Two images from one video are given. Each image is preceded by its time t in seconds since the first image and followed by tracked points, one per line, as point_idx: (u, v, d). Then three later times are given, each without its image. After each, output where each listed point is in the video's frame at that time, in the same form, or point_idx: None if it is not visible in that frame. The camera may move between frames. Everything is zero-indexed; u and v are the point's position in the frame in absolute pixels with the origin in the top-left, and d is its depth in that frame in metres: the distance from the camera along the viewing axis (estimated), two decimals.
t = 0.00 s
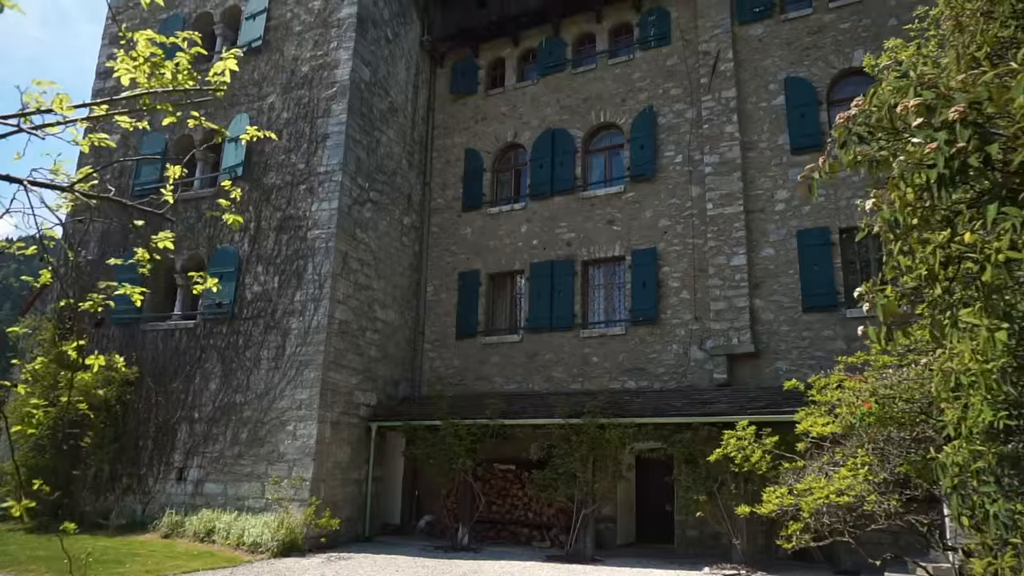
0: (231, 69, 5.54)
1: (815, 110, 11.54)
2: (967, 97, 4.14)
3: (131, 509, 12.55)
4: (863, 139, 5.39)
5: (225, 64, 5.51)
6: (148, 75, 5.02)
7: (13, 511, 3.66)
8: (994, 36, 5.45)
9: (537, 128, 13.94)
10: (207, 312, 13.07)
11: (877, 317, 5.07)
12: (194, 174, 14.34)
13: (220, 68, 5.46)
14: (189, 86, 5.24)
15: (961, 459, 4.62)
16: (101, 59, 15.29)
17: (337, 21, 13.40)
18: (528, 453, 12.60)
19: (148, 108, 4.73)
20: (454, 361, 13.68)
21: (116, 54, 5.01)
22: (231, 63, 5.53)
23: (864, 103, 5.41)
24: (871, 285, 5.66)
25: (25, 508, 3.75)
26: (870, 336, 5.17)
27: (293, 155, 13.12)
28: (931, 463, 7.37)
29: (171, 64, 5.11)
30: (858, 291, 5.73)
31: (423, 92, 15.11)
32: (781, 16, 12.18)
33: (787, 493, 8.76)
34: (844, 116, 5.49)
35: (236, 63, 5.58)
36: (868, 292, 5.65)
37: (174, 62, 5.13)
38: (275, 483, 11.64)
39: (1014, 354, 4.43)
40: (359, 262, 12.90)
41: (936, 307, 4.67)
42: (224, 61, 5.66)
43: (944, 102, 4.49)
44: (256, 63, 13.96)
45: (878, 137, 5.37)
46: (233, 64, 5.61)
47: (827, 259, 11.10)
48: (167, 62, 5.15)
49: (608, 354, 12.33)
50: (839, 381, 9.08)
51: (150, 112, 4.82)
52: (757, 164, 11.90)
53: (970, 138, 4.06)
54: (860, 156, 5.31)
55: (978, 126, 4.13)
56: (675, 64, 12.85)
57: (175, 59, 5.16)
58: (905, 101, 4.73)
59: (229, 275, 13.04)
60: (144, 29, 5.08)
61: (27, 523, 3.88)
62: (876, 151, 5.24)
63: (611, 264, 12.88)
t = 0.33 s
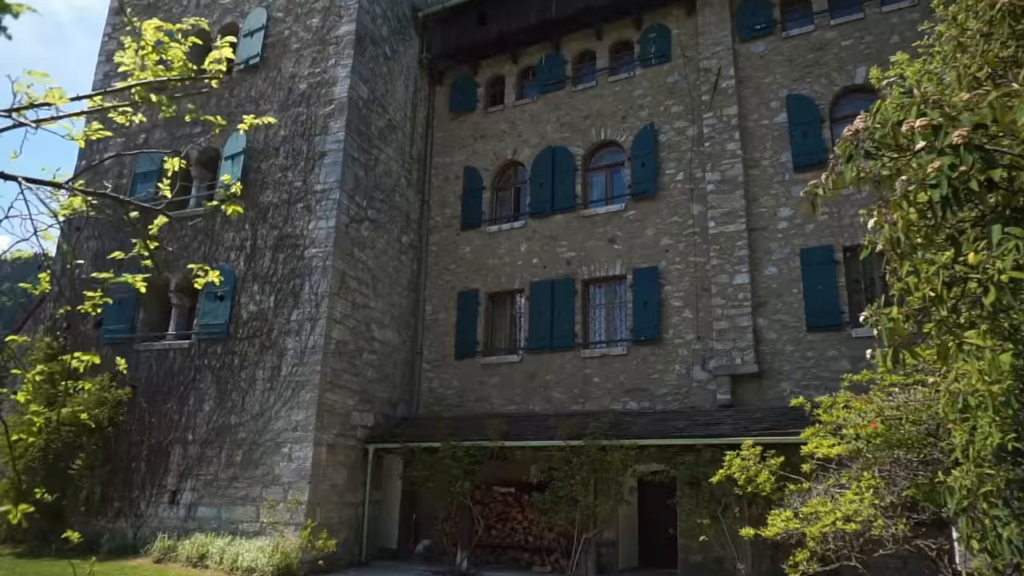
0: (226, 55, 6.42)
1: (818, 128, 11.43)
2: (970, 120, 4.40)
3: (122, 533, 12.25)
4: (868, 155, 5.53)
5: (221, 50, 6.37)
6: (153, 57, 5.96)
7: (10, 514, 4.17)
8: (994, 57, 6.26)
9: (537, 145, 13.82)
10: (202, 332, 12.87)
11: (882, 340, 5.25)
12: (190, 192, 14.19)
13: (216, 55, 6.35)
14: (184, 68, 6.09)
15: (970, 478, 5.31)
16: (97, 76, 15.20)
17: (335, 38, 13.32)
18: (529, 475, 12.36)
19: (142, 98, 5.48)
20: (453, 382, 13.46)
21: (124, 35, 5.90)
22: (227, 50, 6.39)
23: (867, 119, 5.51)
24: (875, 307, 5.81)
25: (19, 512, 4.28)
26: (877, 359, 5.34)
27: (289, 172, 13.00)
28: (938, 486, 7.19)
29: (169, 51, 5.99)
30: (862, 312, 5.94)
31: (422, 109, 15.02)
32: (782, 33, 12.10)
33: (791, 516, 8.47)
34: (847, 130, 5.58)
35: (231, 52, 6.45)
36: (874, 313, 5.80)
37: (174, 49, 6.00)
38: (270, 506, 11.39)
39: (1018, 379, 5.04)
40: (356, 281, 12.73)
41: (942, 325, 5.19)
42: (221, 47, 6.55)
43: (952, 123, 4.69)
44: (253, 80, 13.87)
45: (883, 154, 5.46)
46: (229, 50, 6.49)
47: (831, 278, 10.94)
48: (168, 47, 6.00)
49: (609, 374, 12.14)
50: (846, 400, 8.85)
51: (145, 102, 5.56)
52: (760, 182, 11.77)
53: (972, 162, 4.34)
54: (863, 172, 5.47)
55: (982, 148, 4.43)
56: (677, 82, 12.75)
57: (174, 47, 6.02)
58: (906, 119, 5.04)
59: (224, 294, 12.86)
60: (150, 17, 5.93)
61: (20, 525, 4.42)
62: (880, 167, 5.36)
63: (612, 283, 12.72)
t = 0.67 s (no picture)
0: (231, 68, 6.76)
1: (820, 145, 11.33)
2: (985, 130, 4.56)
3: (113, 559, 11.93)
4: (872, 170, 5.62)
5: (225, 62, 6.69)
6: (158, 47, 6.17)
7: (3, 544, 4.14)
8: (998, 73, 6.18)
9: (537, 163, 13.71)
10: (196, 352, 12.66)
11: (882, 350, 5.32)
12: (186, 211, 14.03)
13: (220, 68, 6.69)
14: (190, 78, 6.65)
15: (978, 498, 5.24)
16: (93, 94, 15.08)
17: (333, 56, 13.24)
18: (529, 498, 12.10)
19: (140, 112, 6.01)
20: (451, 403, 13.24)
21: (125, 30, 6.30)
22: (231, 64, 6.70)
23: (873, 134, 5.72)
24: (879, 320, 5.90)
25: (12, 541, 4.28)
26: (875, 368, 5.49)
27: (287, 191, 12.87)
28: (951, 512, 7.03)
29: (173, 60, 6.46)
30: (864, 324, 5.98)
31: (421, 126, 14.92)
32: (784, 51, 12.03)
33: (798, 540, 8.23)
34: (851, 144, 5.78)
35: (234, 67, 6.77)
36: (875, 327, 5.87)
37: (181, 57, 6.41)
38: (265, 531, 11.15)
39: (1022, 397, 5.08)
40: (354, 301, 12.56)
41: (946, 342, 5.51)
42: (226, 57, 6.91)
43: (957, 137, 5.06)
44: (250, 98, 13.76)
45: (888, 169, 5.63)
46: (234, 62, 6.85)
47: (835, 297, 10.80)
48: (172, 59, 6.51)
49: (611, 395, 11.94)
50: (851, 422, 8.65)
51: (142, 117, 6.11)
52: (763, 201, 11.64)
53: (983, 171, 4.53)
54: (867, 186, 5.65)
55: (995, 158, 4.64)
56: (678, 99, 12.67)
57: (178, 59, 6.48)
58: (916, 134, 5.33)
59: (220, 314, 12.67)
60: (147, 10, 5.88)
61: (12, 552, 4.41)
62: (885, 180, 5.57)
63: (613, 302, 12.54)
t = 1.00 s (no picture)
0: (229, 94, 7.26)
1: (823, 164, 11.23)
2: (987, 149, 4.87)
3: None
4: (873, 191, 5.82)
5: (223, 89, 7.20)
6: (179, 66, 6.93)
7: None
8: (1002, 92, 6.25)
9: (537, 182, 13.60)
10: (191, 374, 12.46)
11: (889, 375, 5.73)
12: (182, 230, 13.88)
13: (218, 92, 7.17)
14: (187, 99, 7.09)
15: (987, 521, 5.41)
16: (89, 113, 14.98)
17: (331, 74, 13.16)
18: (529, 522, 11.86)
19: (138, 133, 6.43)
20: (450, 426, 13.03)
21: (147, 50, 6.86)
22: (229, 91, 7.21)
23: (875, 155, 6.02)
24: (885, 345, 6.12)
25: None
26: (883, 394, 5.98)
27: (284, 210, 12.74)
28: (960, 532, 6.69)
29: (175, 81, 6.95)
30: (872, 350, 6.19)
31: (419, 145, 14.83)
32: (786, 69, 11.96)
33: (804, 567, 7.88)
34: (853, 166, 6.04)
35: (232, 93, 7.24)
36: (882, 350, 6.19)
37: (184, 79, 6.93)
38: (259, 556, 10.91)
39: None
40: (351, 321, 12.38)
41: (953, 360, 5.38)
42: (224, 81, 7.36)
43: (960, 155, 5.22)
44: (248, 116, 13.65)
45: (891, 190, 5.82)
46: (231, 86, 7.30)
47: (840, 317, 10.65)
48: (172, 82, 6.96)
49: (612, 417, 11.74)
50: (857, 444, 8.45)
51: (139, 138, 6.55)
52: (765, 220, 11.52)
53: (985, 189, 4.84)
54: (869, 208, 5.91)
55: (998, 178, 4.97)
56: (679, 117, 12.58)
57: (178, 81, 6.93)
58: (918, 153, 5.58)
59: (215, 334, 12.50)
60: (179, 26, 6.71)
61: None
62: (887, 199, 5.80)
63: (614, 322, 12.37)
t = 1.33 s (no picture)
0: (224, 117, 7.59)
1: (826, 183, 11.13)
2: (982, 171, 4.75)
3: None
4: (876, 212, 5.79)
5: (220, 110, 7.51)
6: (196, 59, 7.04)
7: None
8: (1003, 115, 6.75)
9: (537, 202, 13.48)
10: (186, 396, 12.26)
11: (896, 401, 5.81)
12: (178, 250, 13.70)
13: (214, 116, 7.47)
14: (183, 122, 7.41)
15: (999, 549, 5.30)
16: (86, 133, 14.88)
17: (329, 93, 13.09)
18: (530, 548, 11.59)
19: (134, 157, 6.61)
20: (449, 449, 12.81)
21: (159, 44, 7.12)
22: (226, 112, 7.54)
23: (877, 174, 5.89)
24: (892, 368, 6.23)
25: None
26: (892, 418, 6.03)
27: (281, 230, 12.60)
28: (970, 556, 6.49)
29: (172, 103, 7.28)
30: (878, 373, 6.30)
31: (418, 164, 14.72)
32: (788, 88, 11.89)
33: None
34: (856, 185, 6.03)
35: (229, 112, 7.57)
36: (889, 374, 6.29)
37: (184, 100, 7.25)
38: None
39: None
40: (348, 342, 12.20)
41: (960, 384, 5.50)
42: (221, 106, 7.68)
43: (958, 175, 5.12)
44: (246, 135, 13.55)
45: (893, 210, 5.79)
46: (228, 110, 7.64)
47: (844, 338, 10.50)
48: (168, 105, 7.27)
49: (614, 440, 11.54)
50: (864, 468, 8.24)
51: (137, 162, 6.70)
52: (768, 240, 11.39)
53: (981, 209, 4.70)
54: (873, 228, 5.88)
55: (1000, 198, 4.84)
56: (680, 137, 12.49)
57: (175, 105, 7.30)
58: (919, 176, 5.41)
59: (210, 356, 12.30)
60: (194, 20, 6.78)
61: None
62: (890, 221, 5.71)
63: (616, 343, 12.20)
